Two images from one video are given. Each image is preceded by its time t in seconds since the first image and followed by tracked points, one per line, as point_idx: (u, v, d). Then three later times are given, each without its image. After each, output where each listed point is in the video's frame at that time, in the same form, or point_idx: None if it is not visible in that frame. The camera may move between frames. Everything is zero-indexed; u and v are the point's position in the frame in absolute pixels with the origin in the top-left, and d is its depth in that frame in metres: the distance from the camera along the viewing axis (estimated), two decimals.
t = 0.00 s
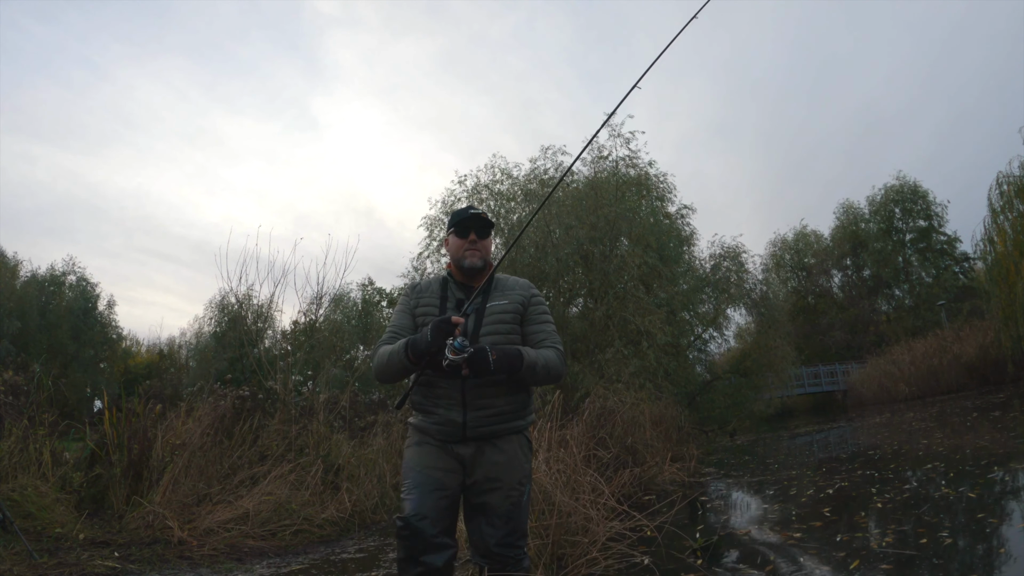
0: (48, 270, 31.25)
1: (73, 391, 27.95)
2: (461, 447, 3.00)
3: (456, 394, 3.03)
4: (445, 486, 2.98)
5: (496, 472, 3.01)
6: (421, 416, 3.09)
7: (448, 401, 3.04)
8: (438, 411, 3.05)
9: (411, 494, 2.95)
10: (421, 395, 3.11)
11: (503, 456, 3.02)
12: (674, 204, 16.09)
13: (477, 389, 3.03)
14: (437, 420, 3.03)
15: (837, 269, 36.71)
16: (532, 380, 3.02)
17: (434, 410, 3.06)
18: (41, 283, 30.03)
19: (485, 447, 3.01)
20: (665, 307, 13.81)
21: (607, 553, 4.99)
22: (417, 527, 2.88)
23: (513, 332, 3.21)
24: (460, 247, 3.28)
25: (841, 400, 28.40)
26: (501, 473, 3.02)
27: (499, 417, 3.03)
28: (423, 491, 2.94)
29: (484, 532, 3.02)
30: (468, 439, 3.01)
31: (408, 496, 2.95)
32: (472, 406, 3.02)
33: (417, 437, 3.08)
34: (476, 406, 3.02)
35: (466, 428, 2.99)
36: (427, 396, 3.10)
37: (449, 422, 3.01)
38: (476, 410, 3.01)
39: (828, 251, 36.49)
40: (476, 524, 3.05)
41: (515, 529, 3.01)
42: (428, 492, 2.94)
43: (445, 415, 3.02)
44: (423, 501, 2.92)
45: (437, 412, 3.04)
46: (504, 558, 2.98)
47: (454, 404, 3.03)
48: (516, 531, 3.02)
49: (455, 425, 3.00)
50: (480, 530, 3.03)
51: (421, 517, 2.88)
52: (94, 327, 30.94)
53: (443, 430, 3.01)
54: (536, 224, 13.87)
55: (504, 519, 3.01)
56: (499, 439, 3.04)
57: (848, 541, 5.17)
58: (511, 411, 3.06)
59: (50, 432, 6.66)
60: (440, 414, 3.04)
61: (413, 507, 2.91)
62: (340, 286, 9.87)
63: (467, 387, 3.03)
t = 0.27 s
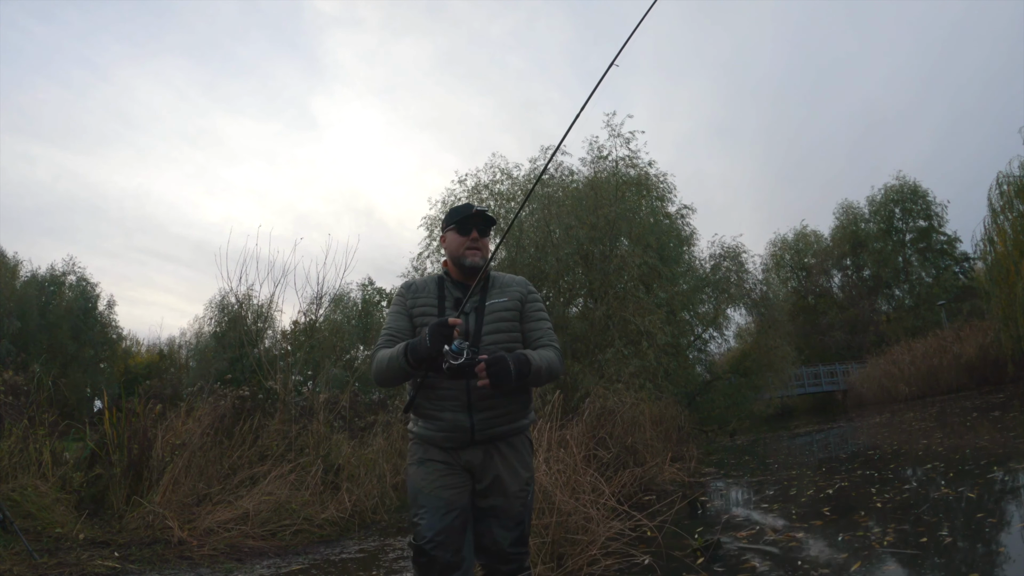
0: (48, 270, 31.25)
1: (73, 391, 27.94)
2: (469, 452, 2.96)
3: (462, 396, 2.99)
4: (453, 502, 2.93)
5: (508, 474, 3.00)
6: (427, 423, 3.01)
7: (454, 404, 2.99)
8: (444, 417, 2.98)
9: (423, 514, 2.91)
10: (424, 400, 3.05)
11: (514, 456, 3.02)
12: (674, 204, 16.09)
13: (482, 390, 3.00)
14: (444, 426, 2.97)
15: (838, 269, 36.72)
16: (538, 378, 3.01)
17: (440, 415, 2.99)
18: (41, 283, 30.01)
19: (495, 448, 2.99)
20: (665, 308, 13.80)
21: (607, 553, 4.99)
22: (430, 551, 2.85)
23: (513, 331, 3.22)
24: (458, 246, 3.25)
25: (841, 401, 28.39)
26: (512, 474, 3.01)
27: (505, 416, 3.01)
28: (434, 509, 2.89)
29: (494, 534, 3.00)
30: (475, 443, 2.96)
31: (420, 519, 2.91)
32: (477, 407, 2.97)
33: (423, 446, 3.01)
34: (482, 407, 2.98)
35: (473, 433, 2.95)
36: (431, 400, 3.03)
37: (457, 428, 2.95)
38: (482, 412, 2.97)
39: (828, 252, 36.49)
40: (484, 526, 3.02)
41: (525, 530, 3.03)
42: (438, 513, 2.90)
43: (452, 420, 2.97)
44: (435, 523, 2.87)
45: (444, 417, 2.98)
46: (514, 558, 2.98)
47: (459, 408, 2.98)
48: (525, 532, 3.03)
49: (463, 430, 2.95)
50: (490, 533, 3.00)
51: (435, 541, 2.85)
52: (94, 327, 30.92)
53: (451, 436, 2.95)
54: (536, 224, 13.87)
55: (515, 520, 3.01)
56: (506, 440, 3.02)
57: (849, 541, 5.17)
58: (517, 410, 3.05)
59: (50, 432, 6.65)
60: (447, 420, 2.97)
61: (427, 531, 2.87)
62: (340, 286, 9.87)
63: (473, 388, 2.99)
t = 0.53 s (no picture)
0: (48, 270, 31.27)
1: (72, 391, 27.93)
2: (484, 454, 2.96)
3: (479, 394, 2.99)
4: (467, 512, 2.90)
5: (520, 474, 3.03)
6: (442, 423, 2.97)
7: (470, 403, 2.97)
8: (461, 417, 2.95)
9: (437, 526, 2.86)
10: (438, 399, 2.99)
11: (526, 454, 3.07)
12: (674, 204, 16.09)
13: (497, 387, 3.02)
14: (462, 425, 2.94)
15: (837, 269, 36.73)
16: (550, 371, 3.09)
17: (457, 414, 2.96)
18: (41, 283, 30.01)
19: (508, 449, 3.01)
20: (665, 307, 13.80)
21: (608, 553, 5.00)
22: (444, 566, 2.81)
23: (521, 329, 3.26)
24: (464, 247, 3.19)
25: (841, 401, 28.38)
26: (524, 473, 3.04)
27: (518, 414, 3.05)
28: (448, 517, 2.87)
29: (506, 536, 3.00)
30: (491, 443, 2.97)
31: (433, 532, 2.85)
32: (494, 404, 2.99)
33: (438, 449, 2.96)
34: (498, 404, 3.00)
35: (491, 432, 2.95)
36: (446, 400, 2.98)
37: (475, 428, 2.94)
38: (497, 410, 2.99)
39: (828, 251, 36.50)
40: (495, 529, 3.00)
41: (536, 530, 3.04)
42: (453, 524, 2.86)
43: (470, 420, 2.95)
44: (451, 535, 2.84)
45: (461, 417, 2.95)
46: (527, 559, 2.99)
47: (477, 406, 2.97)
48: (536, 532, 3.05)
49: (481, 429, 2.94)
50: (502, 535, 2.99)
51: (450, 555, 2.82)
52: (94, 327, 30.90)
53: (468, 436, 2.93)
54: (536, 224, 13.87)
55: (527, 520, 3.03)
56: (518, 439, 3.06)
57: (849, 541, 5.17)
58: (527, 407, 3.10)
59: (49, 432, 6.65)
60: (465, 419, 2.95)
61: (442, 543, 2.83)
62: (340, 286, 9.87)
63: (489, 385, 3.00)
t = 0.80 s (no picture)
0: (48, 270, 31.28)
1: (72, 391, 27.94)
2: (491, 453, 2.97)
3: (488, 392, 3.00)
4: (473, 511, 2.90)
5: (525, 475, 3.04)
6: (450, 421, 2.96)
7: (479, 401, 2.99)
8: (470, 415, 2.96)
9: (444, 524, 2.85)
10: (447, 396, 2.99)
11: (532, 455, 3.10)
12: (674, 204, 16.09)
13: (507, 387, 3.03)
14: (470, 424, 2.95)
15: (837, 269, 36.73)
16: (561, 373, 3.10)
17: (465, 413, 2.97)
18: (41, 283, 30.02)
19: (515, 449, 3.03)
20: (665, 308, 13.81)
21: (608, 553, 4.99)
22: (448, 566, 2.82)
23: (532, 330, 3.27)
24: (481, 248, 3.20)
25: (841, 401, 28.38)
26: (529, 474, 3.07)
27: (525, 414, 3.07)
28: (456, 518, 2.86)
29: (509, 537, 3.01)
30: (499, 443, 2.99)
31: (440, 530, 2.85)
32: (503, 404, 3.01)
33: (444, 446, 2.96)
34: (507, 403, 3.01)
35: (499, 431, 2.97)
36: (455, 398, 2.99)
37: (483, 426, 2.95)
38: (507, 409, 3.01)
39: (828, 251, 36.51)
40: (497, 530, 3.01)
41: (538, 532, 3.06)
42: (460, 524, 2.86)
43: (479, 418, 2.96)
44: (458, 534, 2.84)
45: (470, 415, 2.96)
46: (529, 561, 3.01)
47: (486, 404, 2.98)
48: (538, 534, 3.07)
49: (489, 428, 2.95)
50: (505, 535, 3.00)
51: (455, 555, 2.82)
52: (94, 327, 30.91)
53: (477, 435, 2.94)
54: (536, 225, 13.88)
55: (530, 522, 3.05)
56: (523, 439, 3.08)
57: (850, 541, 5.17)
58: (535, 408, 3.12)
59: (49, 432, 6.65)
60: (473, 417, 2.96)
61: (447, 543, 2.82)
62: (340, 286, 9.88)
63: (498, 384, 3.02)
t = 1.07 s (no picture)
0: (48, 270, 31.28)
1: (72, 391, 27.94)
2: (492, 454, 2.96)
3: (489, 392, 3.00)
4: (474, 516, 2.90)
5: (526, 476, 3.03)
6: (451, 420, 2.96)
7: (480, 401, 2.99)
8: (471, 414, 2.96)
9: (446, 531, 2.86)
10: (448, 394, 2.99)
11: (533, 455, 3.09)
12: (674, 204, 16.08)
13: (508, 388, 3.03)
14: (470, 423, 2.95)
15: (837, 269, 36.73)
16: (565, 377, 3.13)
17: (466, 412, 2.97)
18: (41, 283, 30.01)
19: (516, 449, 3.03)
20: (665, 308, 13.80)
21: (608, 553, 4.98)
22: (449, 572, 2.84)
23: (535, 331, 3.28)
24: (490, 248, 3.19)
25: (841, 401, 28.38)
26: (530, 475, 3.06)
27: (526, 415, 3.07)
28: (457, 521, 2.87)
29: (511, 538, 3.01)
30: (499, 443, 2.98)
31: (442, 535, 2.86)
32: (504, 404, 3.01)
33: (444, 445, 2.95)
34: (508, 404, 3.02)
35: (499, 431, 2.97)
36: (456, 396, 2.99)
37: (483, 426, 2.95)
38: (507, 410, 3.00)
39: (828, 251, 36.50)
40: (499, 530, 3.01)
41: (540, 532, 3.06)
42: (461, 527, 2.87)
43: (479, 418, 2.96)
44: (460, 537, 2.85)
45: (470, 414, 2.96)
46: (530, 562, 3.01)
47: (486, 404, 2.99)
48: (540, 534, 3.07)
49: (489, 428, 2.95)
50: (507, 537, 3.01)
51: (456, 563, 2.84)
52: (94, 327, 30.92)
53: (477, 435, 2.93)
54: (536, 225, 13.88)
55: (531, 522, 3.05)
56: (524, 439, 3.08)
57: (850, 541, 5.17)
58: (536, 409, 3.13)
59: (49, 432, 6.65)
60: (474, 417, 2.96)
61: (449, 549, 2.84)
62: (340, 285, 9.87)
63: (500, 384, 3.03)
